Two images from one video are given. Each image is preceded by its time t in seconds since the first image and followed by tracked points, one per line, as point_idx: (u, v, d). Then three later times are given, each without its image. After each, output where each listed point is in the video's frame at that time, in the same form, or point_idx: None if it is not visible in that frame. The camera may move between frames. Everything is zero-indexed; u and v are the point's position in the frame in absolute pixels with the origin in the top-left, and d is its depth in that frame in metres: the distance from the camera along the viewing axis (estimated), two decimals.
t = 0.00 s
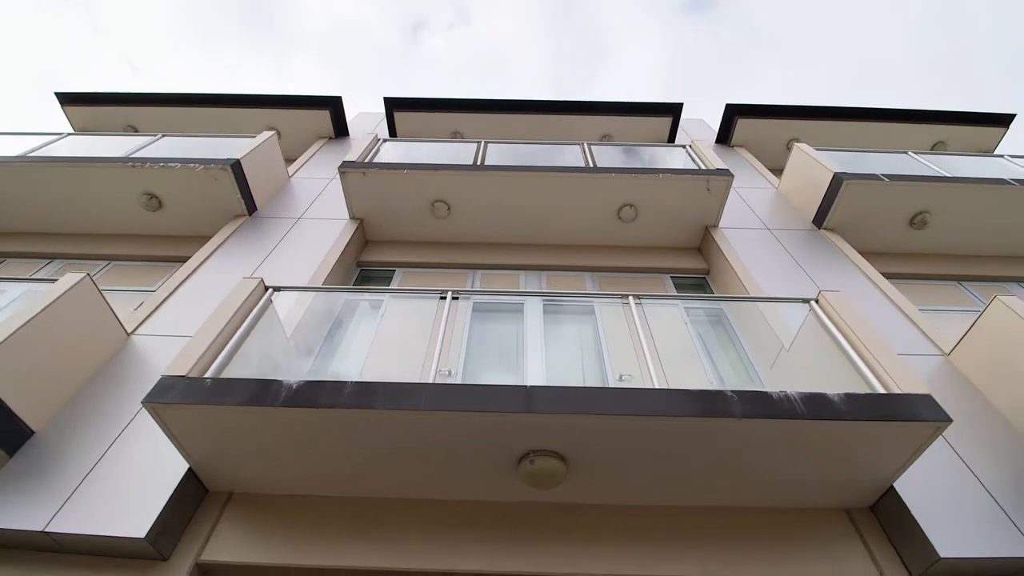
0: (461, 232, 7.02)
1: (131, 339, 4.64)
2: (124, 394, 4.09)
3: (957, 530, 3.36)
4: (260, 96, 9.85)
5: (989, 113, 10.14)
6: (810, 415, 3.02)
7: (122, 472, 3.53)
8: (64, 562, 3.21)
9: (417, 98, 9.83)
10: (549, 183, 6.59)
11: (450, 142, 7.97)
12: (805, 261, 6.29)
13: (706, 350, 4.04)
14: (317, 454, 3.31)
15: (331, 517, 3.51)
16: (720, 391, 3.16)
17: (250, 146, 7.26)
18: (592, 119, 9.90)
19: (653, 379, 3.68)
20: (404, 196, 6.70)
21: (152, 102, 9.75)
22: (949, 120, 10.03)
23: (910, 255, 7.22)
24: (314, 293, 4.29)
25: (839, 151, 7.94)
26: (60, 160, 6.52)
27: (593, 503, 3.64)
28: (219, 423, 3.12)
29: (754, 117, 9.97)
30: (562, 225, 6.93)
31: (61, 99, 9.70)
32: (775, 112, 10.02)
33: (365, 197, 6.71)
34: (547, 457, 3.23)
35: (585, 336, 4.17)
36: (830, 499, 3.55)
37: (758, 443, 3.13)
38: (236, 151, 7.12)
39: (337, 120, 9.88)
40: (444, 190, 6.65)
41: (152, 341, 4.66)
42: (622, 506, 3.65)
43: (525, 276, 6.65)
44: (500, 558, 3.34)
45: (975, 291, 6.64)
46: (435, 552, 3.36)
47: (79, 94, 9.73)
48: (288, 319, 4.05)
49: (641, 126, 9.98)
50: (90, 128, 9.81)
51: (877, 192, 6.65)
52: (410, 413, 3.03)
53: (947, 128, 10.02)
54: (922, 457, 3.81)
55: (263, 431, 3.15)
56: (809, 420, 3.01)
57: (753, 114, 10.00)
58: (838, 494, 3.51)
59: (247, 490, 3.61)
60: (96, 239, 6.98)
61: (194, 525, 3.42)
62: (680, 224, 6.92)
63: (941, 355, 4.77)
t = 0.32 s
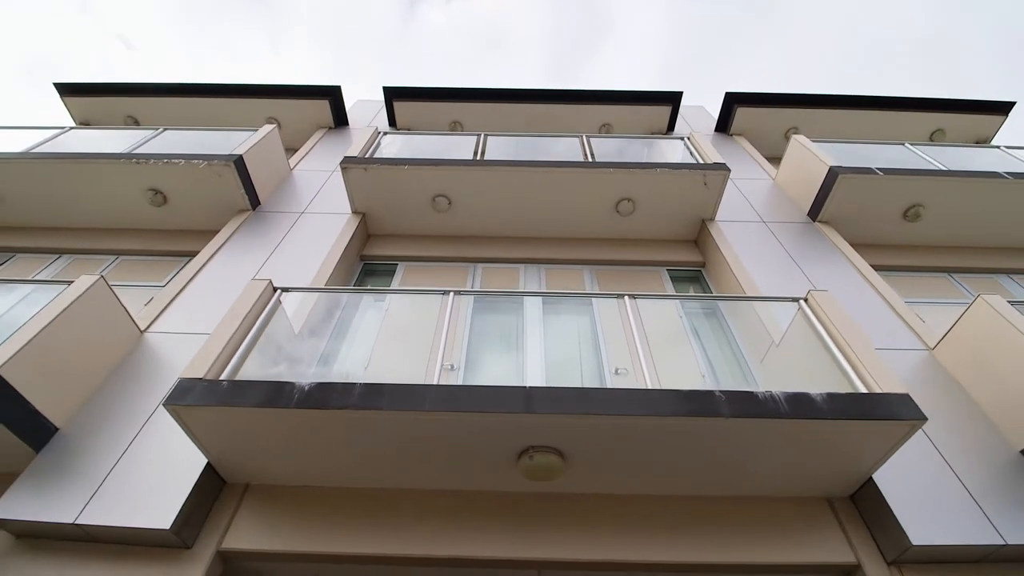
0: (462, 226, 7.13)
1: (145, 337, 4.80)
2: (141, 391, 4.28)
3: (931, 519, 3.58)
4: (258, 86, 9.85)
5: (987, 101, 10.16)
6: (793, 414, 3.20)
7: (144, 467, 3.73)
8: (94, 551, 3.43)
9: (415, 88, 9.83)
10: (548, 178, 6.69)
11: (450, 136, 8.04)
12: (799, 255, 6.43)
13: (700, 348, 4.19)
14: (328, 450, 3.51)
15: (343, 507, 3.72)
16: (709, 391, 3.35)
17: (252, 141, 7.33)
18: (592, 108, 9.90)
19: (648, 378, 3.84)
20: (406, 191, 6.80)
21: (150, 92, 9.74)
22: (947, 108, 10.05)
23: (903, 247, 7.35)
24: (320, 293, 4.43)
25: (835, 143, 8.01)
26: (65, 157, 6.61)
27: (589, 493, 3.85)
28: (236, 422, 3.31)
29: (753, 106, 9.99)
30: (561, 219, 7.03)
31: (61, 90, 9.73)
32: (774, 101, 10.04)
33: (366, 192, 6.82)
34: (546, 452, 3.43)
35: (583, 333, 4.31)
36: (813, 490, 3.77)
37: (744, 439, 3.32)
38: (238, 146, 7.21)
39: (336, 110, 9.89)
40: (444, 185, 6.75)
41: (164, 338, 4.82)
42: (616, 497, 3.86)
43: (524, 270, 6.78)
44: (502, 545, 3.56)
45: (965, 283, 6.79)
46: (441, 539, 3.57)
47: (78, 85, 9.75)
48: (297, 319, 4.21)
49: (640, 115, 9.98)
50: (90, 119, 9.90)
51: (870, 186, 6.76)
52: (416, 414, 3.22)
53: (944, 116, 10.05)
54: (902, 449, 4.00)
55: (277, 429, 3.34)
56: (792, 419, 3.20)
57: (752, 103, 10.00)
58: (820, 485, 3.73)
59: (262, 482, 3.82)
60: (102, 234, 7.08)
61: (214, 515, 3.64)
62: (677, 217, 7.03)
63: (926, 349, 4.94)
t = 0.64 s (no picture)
0: (463, 223, 7.27)
1: (158, 337, 5.00)
2: (158, 390, 4.48)
3: (905, 511, 3.81)
4: (258, 80, 9.88)
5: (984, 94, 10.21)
6: (775, 415, 3.41)
7: (165, 463, 3.95)
8: (121, 543, 3.66)
9: (415, 82, 9.87)
10: (546, 176, 6.81)
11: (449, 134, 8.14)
12: (790, 252, 6.59)
13: (692, 348, 4.37)
14: (337, 448, 3.72)
15: (352, 500, 3.95)
16: (696, 393, 3.56)
17: (254, 139, 7.43)
18: (590, 101, 9.95)
19: (640, 380, 4.03)
20: (407, 190, 6.93)
21: (150, 87, 9.78)
22: (944, 101, 10.11)
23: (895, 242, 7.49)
24: (325, 295, 4.59)
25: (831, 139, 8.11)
26: (72, 158, 6.73)
27: (584, 487, 4.07)
28: (251, 424, 3.52)
29: (751, 99, 10.03)
30: (560, 216, 7.17)
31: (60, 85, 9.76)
32: (771, 95, 10.10)
33: (368, 191, 6.95)
34: (543, 450, 3.64)
35: (580, 334, 4.47)
36: (794, 483, 4.00)
37: (727, 438, 3.54)
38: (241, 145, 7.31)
39: (336, 104, 9.93)
40: (444, 184, 6.89)
41: (177, 339, 5.02)
42: (610, 489, 4.08)
43: (523, 267, 6.95)
44: (503, 535, 3.79)
45: (954, 278, 6.96)
46: (445, 530, 3.81)
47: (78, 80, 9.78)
48: (305, 322, 4.38)
49: (639, 108, 10.02)
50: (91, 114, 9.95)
51: (863, 184, 6.90)
52: (421, 416, 3.44)
53: (940, 109, 10.12)
54: (881, 444, 4.22)
55: (290, 429, 3.56)
56: (774, 420, 3.41)
57: (750, 96, 10.05)
58: (802, 478, 3.96)
59: (276, 477, 4.04)
60: (109, 232, 7.21)
61: (232, 508, 3.87)
62: (674, 214, 7.16)
63: (909, 347, 5.14)
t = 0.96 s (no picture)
0: (464, 220, 7.42)
1: (172, 335, 5.19)
2: (174, 387, 4.69)
3: (882, 503, 4.04)
4: (259, 74, 9.92)
5: (982, 87, 10.26)
6: (760, 414, 3.64)
7: (183, 457, 4.17)
8: (145, 532, 3.90)
9: (415, 75, 9.92)
10: (545, 174, 6.94)
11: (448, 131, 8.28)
12: (783, 248, 6.74)
13: (687, 347, 4.57)
14: (348, 444, 3.95)
15: (362, 492, 4.18)
16: (686, 393, 3.77)
17: (258, 137, 7.54)
18: (590, 95, 10.00)
19: (634, 379, 4.23)
20: (409, 188, 7.07)
21: (152, 81, 9.85)
22: (942, 94, 10.17)
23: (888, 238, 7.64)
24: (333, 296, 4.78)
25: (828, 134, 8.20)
26: (81, 157, 6.87)
27: (581, 479, 4.31)
28: (267, 421, 3.75)
29: (750, 92, 10.09)
30: (559, 213, 7.32)
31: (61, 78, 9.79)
32: (770, 88, 10.15)
33: (370, 189, 7.08)
34: (541, 446, 3.85)
35: (578, 334, 4.65)
36: (779, 475, 4.23)
37: (714, 434, 3.77)
38: (245, 143, 7.42)
39: (336, 98, 9.97)
40: (446, 182, 7.03)
41: (189, 337, 5.21)
42: (605, 481, 4.31)
43: (522, 263, 7.12)
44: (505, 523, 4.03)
45: (943, 274, 7.14)
46: (451, 519, 4.05)
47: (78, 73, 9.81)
48: (314, 323, 4.57)
49: (638, 101, 10.06)
50: (93, 108, 10.00)
51: (856, 182, 7.04)
52: (427, 415, 3.67)
53: (938, 102, 10.18)
54: (862, 439, 4.44)
55: (303, 427, 3.79)
56: (759, 419, 3.63)
57: (748, 89, 10.11)
58: (786, 471, 4.19)
59: (289, 470, 4.27)
60: (117, 228, 7.36)
61: (248, 500, 4.10)
62: (671, 210, 7.30)
63: (894, 344, 5.34)
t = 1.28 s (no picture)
0: (465, 219, 7.58)
1: (185, 335, 5.40)
2: (189, 386, 4.91)
3: (862, 496, 4.28)
4: (261, 71, 9.99)
5: (978, 84, 10.39)
6: (746, 414, 3.87)
7: (202, 453, 4.41)
8: (168, 524, 4.14)
9: (417, 72, 10.00)
10: (545, 175, 7.10)
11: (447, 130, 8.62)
12: (776, 248, 6.92)
13: (681, 346, 4.79)
14: (357, 441, 4.18)
15: (371, 485, 4.42)
16: (677, 394, 4.00)
17: (263, 137, 7.68)
18: (590, 92, 10.08)
19: (628, 379, 4.44)
20: (411, 188, 7.22)
21: (154, 78, 9.92)
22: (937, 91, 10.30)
23: (880, 236, 7.81)
24: (340, 299, 4.99)
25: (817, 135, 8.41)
26: (89, 158, 7.01)
27: (578, 474, 4.54)
28: (282, 421, 3.99)
29: (748, 89, 10.18)
30: (557, 212, 7.49)
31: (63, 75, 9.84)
32: (768, 85, 10.24)
33: (374, 189, 7.23)
34: (541, 443, 4.09)
35: (577, 336, 4.84)
36: (765, 470, 4.48)
37: (703, 433, 4.01)
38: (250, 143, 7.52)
39: (338, 94, 10.05)
40: (447, 182, 7.18)
41: (201, 337, 5.41)
42: (601, 475, 4.54)
43: (522, 262, 7.30)
44: (506, 515, 4.28)
45: (932, 272, 7.33)
46: (456, 510, 4.30)
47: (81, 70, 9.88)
48: (323, 326, 4.80)
49: (637, 98, 10.14)
50: (96, 104, 10.08)
51: (849, 182, 7.19)
52: (432, 415, 3.90)
53: (934, 99, 10.32)
54: (846, 436, 4.68)
55: (316, 425, 4.02)
56: (745, 419, 3.86)
57: (747, 86, 10.20)
58: (772, 466, 4.43)
59: (301, 465, 4.51)
60: (125, 228, 7.51)
61: (263, 493, 4.34)
62: (668, 210, 7.46)
63: (880, 344, 5.55)
